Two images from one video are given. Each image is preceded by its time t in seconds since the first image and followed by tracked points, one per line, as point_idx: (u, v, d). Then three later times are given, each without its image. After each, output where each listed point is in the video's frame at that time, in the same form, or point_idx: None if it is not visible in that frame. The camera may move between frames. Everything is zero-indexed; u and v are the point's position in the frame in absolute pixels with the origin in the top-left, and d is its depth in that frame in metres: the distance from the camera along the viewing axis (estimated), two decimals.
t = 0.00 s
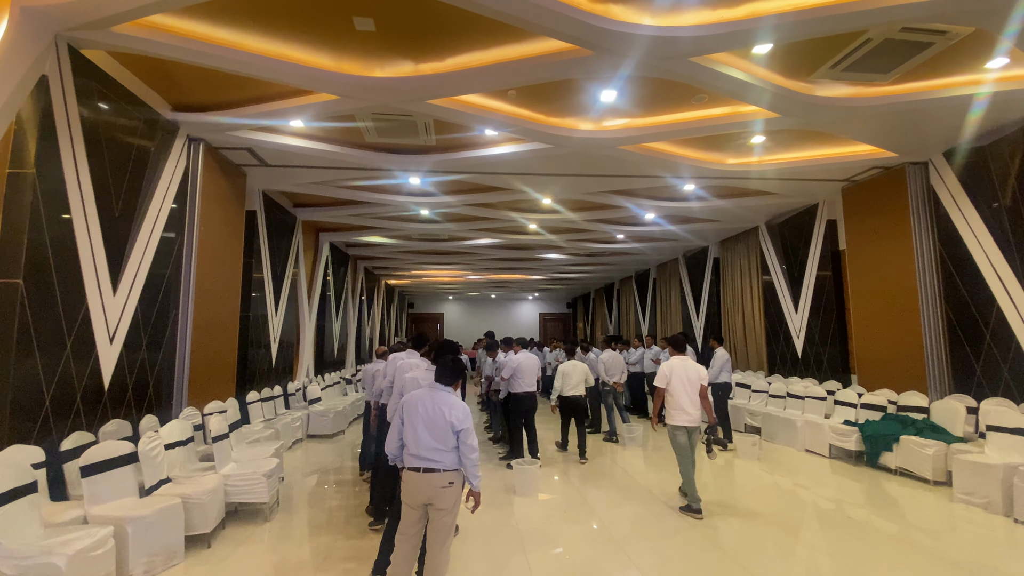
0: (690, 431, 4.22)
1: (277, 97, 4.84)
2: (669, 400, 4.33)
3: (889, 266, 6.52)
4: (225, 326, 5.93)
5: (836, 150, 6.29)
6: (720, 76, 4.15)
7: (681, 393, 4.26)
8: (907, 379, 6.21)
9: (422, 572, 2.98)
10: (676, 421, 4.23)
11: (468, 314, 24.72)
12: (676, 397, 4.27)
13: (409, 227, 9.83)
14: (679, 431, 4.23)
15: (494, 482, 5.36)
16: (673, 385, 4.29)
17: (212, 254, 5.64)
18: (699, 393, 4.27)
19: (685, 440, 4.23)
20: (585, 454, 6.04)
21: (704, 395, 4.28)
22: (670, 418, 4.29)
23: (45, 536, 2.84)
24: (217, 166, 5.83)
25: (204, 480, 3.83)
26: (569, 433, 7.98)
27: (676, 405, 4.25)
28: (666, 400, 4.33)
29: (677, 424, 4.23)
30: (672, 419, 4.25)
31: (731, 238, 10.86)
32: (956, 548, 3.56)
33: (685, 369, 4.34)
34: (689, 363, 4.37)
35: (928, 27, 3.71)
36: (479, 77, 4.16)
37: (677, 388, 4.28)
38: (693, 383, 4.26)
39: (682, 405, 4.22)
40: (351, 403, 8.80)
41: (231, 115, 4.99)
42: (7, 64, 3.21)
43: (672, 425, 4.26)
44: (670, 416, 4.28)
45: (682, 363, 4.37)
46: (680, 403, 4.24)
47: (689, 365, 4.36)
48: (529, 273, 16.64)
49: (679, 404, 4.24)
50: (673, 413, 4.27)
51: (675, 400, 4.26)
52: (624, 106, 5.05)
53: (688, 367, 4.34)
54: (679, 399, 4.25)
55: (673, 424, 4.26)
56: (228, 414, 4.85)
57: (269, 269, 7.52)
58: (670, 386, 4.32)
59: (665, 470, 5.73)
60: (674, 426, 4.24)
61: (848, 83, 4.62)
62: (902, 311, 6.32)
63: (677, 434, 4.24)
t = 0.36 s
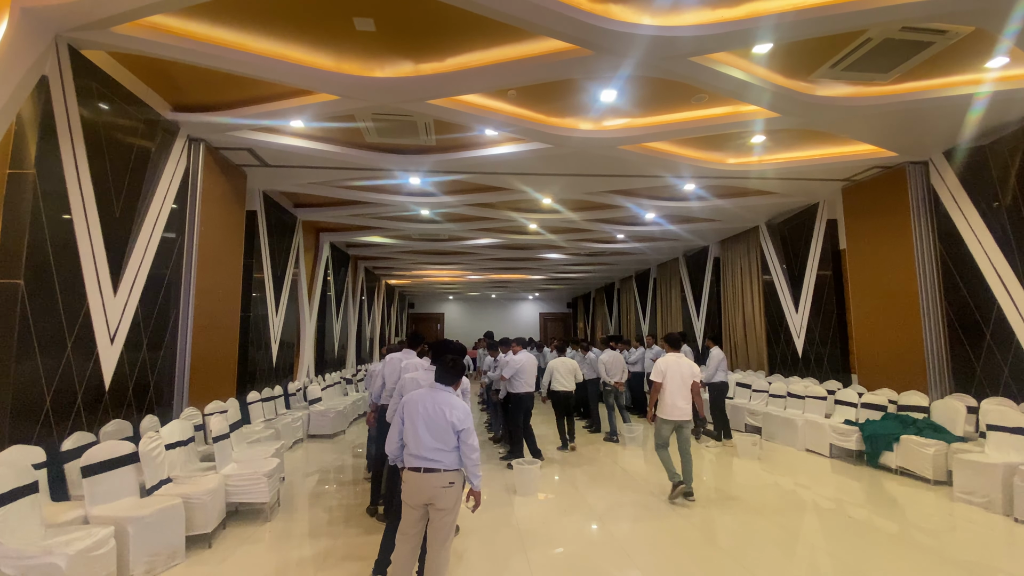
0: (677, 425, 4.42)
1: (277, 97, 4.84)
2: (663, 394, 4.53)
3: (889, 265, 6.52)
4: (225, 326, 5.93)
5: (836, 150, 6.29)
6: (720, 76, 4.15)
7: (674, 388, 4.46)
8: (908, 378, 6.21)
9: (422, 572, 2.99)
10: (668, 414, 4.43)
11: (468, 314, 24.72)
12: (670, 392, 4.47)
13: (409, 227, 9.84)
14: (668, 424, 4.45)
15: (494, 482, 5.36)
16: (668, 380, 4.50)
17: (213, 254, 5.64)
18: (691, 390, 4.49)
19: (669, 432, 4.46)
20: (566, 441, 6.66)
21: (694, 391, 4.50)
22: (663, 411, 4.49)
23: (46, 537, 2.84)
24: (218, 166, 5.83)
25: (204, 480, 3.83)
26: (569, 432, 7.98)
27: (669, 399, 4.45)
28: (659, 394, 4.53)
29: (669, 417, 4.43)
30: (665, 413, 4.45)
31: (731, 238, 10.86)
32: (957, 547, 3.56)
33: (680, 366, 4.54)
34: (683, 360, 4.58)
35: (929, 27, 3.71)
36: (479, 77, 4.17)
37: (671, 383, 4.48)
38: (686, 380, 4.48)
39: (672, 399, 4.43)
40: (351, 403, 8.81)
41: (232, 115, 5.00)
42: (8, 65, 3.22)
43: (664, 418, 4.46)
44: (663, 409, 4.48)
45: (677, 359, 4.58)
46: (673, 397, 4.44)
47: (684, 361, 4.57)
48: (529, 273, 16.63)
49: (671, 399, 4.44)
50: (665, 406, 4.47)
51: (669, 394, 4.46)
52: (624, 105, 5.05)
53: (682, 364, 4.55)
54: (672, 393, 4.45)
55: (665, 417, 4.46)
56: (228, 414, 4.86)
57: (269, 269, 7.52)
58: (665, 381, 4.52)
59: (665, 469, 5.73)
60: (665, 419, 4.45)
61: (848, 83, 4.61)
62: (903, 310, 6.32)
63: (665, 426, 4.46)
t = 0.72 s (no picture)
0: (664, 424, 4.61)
1: (277, 97, 4.84)
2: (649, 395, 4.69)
3: (889, 265, 6.52)
4: (226, 326, 5.93)
5: (836, 149, 6.28)
6: (720, 76, 4.15)
7: (659, 389, 4.63)
8: (908, 378, 6.21)
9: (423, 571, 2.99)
10: (654, 414, 4.61)
11: (468, 314, 24.72)
12: (655, 392, 4.64)
13: (409, 227, 9.84)
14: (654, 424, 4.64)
15: (494, 482, 5.36)
16: (653, 382, 4.66)
17: (213, 254, 5.65)
18: (677, 389, 4.66)
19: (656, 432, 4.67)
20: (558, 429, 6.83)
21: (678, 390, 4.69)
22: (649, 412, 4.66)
23: (47, 537, 2.84)
24: (218, 166, 5.84)
25: (205, 480, 3.84)
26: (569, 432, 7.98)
27: (654, 400, 4.62)
28: (646, 395, 4.69)
29: (655, 417, 4.62)
30: (650, 412, 4.64)
31: (731, 237, 10.85)
32: (957, 547, 3.56)
33: (665, 367, 4.68)
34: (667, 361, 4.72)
35: (928, 27, 3.72)
36: (479, 77, 4.17)
37: (656, 384, 4.65)
38: (672, 381, 4.63)
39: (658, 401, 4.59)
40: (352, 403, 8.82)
41: (232, 115, 5.00)
42: (8, 66, 3.22)
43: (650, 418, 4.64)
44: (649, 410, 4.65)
45: (661, 361, 4.71)
46: (658, 397, 4.61)
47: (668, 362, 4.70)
48: (530, 272, 16.62)
49: (658, 400, 4.60)
50: (651, 407, 4.64)
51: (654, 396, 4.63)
52: (624, 105, 5.05)
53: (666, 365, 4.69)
54: (657, 394, 4.63)
55: (651, 417, 4.64)
56: (229, 414, 4.86)
57: (270, 269, 7.52)
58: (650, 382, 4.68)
59: (665, 469, 5.73)
60: (651, 418, 4.64)
61: (848, 82, 4.61)
62: (902, 309, 6.32)
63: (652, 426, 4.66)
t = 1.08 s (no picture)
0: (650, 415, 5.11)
1: (278, 96, 4.84)
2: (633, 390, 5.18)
3: (890, 264, 6.52)
4: (226, 326, 5.92)
5: (836, 149, 6.28)
6: (721, 75, 4.15)
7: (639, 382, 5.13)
8: (908, 377, 6.21)
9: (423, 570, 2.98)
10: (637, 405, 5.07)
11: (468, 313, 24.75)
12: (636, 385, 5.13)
13: (409, 227, 9.85)
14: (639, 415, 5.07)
15: (495, 481, 5.37)
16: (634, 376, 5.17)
17: (214, 254, 5.66)
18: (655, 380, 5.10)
19: (645, 423, 5.17)
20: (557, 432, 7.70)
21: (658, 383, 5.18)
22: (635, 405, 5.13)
23: (47, 537, 2.85)
24: (218, 166, 5.84)
25: (205, 479, 3.83)
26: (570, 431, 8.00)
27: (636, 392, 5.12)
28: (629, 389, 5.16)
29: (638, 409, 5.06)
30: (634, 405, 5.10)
31: (732, 237, 10.85)
32: (957, 546, 3.57)
33: (645, 362, 5.21)
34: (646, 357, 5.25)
35: (929, 26, 3.71)
36: (479, 76, 4.16)
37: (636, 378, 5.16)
38: (650, 372, 5.11)
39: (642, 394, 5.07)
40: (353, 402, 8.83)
41: (232, 115, 5.00)
42: (8, 66, 3.22)
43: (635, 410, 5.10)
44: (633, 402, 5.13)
45: (641, 358, 5.26)
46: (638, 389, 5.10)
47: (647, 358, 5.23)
48: (529, 272, 16.64)
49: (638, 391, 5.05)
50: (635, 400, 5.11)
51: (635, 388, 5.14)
52: (624, 104, 5.04)
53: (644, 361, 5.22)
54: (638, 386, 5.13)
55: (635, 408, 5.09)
56: (229, 413, 4.86)
57: (270, 269, 7.52)
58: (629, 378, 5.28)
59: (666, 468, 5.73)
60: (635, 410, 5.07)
61: (848, 81, 4.61)
62: (903, 308, 6.32)
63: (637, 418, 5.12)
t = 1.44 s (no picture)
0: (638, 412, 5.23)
1: (278, 96, 4.84)
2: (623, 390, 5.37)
3: (891, 264, 6.52)
4: (227, 326, 5.92)
5: (837, 148, 6.28)
6: (721, 74, 4.14)
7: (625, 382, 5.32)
8: (909, 376, 6.21)
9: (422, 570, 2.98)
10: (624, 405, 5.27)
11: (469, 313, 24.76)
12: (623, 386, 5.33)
13: (410, 227, 9.85)
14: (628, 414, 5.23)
15: (495, 480, 5.37)
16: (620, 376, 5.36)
17: (214, 254, 5.66)
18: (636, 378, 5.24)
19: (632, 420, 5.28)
20: (552, 415, 8.38)
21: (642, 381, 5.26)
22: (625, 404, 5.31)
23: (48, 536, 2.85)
24: (219, 166, 5.85)
25: (205, 479, 3.83)
26: (570, 431, 8.00)
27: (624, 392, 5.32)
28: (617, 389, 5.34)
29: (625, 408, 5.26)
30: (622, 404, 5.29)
31: (732, 237, 10.84)
32: (957, 546, 3.57)
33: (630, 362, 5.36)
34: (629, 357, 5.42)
35: (929, 25, 3.71)
36: (479, 76, 4.16)
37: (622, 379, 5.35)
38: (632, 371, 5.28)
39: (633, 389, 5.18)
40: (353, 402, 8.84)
41: (232, 115, 5.00)
42: (8, 67, 3.22)
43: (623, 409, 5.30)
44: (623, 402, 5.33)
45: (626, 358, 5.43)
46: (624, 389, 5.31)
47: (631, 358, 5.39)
48: (529, 271, 16.64)
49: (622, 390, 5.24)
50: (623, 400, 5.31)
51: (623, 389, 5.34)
52: (623, 104, 5.04)
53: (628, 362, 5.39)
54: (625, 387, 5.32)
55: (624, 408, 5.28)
56: (229, 413, 4.86)
57: (270, 269, 7.52)
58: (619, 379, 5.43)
59: (666, 468, 5.73)
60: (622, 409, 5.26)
61: (849, 81, 4.60)
62: (903, 308, 6.32)
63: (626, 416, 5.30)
